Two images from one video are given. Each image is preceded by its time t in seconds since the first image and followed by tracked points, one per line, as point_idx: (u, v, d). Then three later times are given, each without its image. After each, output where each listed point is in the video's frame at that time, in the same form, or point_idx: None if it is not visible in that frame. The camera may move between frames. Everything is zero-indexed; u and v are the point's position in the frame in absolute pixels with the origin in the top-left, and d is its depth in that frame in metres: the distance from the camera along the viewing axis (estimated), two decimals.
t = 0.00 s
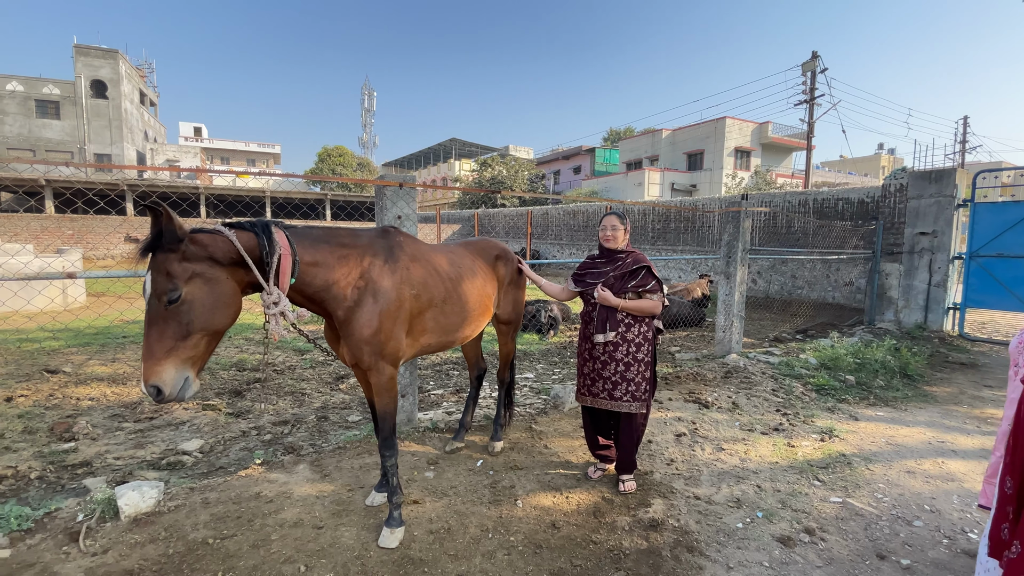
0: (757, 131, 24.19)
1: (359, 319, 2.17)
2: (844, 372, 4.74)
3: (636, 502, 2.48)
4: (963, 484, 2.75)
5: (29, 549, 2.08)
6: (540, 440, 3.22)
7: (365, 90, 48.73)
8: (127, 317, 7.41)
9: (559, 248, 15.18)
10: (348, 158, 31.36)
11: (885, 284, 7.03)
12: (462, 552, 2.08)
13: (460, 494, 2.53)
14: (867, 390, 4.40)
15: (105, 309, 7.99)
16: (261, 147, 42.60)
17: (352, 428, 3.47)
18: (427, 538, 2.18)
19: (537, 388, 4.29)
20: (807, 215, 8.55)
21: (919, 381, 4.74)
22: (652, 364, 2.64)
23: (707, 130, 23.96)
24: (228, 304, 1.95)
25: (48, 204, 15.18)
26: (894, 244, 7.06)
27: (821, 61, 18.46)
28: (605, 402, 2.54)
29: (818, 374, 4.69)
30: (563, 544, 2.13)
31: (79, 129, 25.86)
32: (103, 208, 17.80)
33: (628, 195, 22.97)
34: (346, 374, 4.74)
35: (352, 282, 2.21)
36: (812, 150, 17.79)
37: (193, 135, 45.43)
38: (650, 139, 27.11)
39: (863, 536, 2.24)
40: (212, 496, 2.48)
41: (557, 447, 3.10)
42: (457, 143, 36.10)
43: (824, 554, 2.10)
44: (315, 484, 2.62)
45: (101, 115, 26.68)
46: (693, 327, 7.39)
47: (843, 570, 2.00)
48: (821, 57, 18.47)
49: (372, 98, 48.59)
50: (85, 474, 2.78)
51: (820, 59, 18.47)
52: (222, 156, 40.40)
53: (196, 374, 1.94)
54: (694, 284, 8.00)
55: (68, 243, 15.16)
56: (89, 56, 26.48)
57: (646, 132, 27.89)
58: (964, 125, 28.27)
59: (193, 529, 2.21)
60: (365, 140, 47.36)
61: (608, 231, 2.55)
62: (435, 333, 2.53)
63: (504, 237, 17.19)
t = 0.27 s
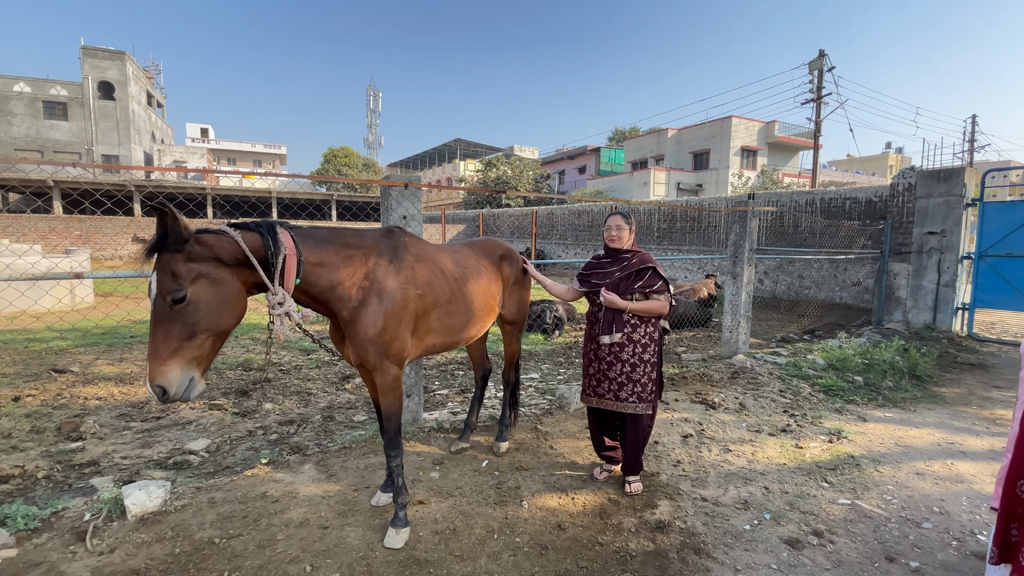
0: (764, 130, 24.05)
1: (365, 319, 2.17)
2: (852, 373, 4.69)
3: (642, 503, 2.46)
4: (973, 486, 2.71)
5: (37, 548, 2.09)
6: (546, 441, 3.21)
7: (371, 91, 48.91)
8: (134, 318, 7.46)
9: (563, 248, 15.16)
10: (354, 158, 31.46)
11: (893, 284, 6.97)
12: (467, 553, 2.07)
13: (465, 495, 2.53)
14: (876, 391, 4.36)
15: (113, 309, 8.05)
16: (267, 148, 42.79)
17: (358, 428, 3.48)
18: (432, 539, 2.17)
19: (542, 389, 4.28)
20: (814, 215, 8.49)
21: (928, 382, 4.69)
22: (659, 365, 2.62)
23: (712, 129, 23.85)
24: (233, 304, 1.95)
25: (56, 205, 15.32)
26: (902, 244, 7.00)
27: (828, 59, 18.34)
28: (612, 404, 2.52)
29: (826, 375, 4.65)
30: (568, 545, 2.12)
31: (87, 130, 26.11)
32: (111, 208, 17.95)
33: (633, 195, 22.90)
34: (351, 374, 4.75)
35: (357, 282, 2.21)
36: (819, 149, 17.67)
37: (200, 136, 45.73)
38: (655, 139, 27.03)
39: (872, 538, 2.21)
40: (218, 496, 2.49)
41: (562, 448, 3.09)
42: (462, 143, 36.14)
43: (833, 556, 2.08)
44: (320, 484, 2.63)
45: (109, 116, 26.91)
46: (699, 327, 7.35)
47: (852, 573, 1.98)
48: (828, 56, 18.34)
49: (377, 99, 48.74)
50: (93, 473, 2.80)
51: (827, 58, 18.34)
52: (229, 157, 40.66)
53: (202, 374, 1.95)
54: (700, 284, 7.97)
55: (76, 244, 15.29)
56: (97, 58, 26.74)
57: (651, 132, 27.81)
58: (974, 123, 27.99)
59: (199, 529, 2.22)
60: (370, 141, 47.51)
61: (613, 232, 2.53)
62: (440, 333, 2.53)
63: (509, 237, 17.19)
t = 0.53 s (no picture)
0: (768, 129, 23.94)
1: (367, 318, 2.16)
2: (857, 372, 4.66)
3: (645, 503, 2.45)
4: (980, 487, 2.69)
5: (41, 546, 2.10)
6: (549, 440, 3.20)
7: (375, 90, 49.00)
8: (139, 316, 7.50)
9: (567, 247, 15.14)
10: (357, 158, 31.52)
11: (899, 283, 6.92)
12: (470, 553, 2.07)
13: (468, 494, 2.52)
14: (881, 391, 4.33)
15: (118, 308, 8.10)
16: (271, 148, 42.92)
17: (361, 426, 3.48)
18: (435, 538, 2.17)
19: (545, 388, 4.28)
20: (819, 213, 8.44)
21: (934, 382, 4.65)
22: (662, 365, 2.61)
23: (717, 128, 23.76)
24: (235, 303, 1.95)
25: (63, 205, 15.42)
26: (908, 243, 6.95)
27: (834, 58, 18.22)
28: (614, 403, 2.51)
29: (831, 374, 4.62)
30: (571, 545, 2.11)
31: (93, 130, 26.27)
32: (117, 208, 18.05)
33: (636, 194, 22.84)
34: (355, 372, 4.76)
35: (360, 281, 2.21)
36: (824, 147, 17.57)
37: (205, 136, 45.93)
38: (659, 138, 26.95)
39: (878, 539, 2.19)
40: (222, 494, 2.49)
41: (566, 448, 3.08)
42: (465, 142, 36.15)
43: (838, 557, 2.06)
44: (323, 483, 2.63)
45: (114, 116, 27.07)
46: (703, 327, 7.32)
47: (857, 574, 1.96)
48: (833, 54, 18.23)
49: (380, 98, 48.82)
50: (97, 471, 2.82)
51: (832, 56, 18.23)
52: (234, 156, 40.84)
53: (205, 372, 1.95)
54: (704, 283, 7.93)
55: (82, 243, 15.39)
56: (102, 58, 26.90)
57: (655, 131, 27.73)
58: (980, 121, 27.79)
59: (203, 527, 2.22)
60: (374, 140, 47.59)
61: (617, 231, 2.52)
62: (442, 332, 2.52)
63: (513, 236, 17.18)
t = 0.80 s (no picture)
0: (771, 127, 23.86)
1: (368, 316, 2.17)
2: (860, 371, 4.65)
3: (647, 502, 2.45)
4: (983, 487, 2.68)
5: (45, 542, 2.11)
6: (550, 438, 3.20)
7: (377, 89, 49.02)
8: (142, 314, 7.53)
9: (569, 246, 15.13)
10: (359, 156, 31.54)
11: (902, 282, 6.89)
12: (471, 550, 2.07)
13: (469, 492, 2.52)
14: (884, 390, 4.31)
15: (121, 306, 8.12)
16: (273, 146, 42.98)
17: (363, 424, 3.49)
18: (436, 535, 2.17)
19: (547, 386, 4.27)
20: (821, 212, 8.41)
21: (937, 381, 4.63)
22: (664, 363, 2.60)
23: (719, 126, 23.69)
24: (235, 301, 1.96)
25: (66, 203, 15.48)
26: (912, 241, 6.92)
27: (837, 55, 18.15)
28: (616, 401, 2.51)
29: (833, 373, 4.61)
30: (573, 543, 2.11)
31: (96, 129, 26.34)
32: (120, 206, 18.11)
33: (639, 192, 22.80)
34: (356, 370, 4.77)
35: (361, 279, 2.21)
36: (827, 145, 17.50)
37: (207, 135, 46.02)
38: (662, 136, 26.88)
39: (881, 538, 2.19)
40: (224, 491, 2.50)
41: (567, 446, 3.08)
42: (467, 140, 36.12)
43: (840, 556, 2.06)
44: (325, 480, 2.63)
45: (117, 115, 27.16)
46: (705, 325, 7.30)
47: (860, 573, 1.96)
48: (836, 51, 18.15)
49: (382, 97, 48.85)
50: (100, 468, 2.83)
51: (835, 53, 18.15)
52: (236, 155, 40.93)
53: (205, 370, 1.95)
54: (706, 282, 7.92)
55: (85, 241, 15.46)
56: (105, 57, 27.00)
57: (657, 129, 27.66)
58: (984, 119, 27.66)
59: (205, 524, 2.23)
60: (375, 139, 47.60)
61: (618, 229, 2.52)
62: (444, 330, 2.52)
63: (515, 235, 17.16)
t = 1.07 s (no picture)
0: (772, 125, 23.81)
1: (370, 314, 2.17)
2: (861, 369, 4.64)
3: (647, 499, 2.45)
4: (985, 485, 2.68)
5: (47, 539, 2.12)
6: (551, 436, 3.21)
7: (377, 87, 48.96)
8: (144, 312, 7.54)
9: (570, 244, 15.12)
10: (360, 154, 31.51)
11: (904, 280, 6.88)
12: (472, 548, 2.07)
13: (470, 489, 2.53)
14: (885, 388, 4.31)
15: (122, 304, 8.13)
16: (274, 145, 42.98)
17: (364, 422, 3.49)
18: (438, 533, 2.18)
19: (547, 384, 4.28)
20: (823, 210, 8.39)
21: (939, 379, 4.63)
22: (665, 361, 2.60)
23: (720, 124, 23.65)
24: (238, 299, 1.96)
25: (67, 201, 15.49)
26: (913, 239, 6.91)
27: (838, 53, 18.10)
28: (617, 400, 2.52)
29: (834, 371, 4.61)
30: (574, 541, 2.11)
31: (97, 127, 26.34)
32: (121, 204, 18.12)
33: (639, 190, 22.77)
34: (357, 368, 4.77)
35: (362, 277, 2.21)
36: (828, 143, 17.46)
37: (208, 133, 46.03)
38: (663, 134, 26.84)
39: (882, 536, 2.19)
40: (226, 489, 2.51)
41: (568, 444, 3.08)
42: (468, 138, 36.09)
43: (841, 554, 2.06)
44: (326, 478, 2.64)
45: (118, 113, 27.17)
46: (706, 323, 7.30)
47: (861, 571, 1.96)
48: (838, 49, 18.10)
49: (383, 95, 48.81)
50: (102, 466, 2.83)
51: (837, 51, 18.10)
52: (237, 153, 40.93)
53: (210, 369, 1.96)
54: (708, 280, 7.91)
55: (86, 239, 15.46)
56: (106, 55, 27.03)
57: (658, 127, 27.62)
58: (986, 117, 27.61)
59: (207, 522, 2.24)
60: (376, 137, 47.57)
61: (618, 227, 2.51)
62: (445, 329, 2.52)
63: (515, 233, 17.15)
